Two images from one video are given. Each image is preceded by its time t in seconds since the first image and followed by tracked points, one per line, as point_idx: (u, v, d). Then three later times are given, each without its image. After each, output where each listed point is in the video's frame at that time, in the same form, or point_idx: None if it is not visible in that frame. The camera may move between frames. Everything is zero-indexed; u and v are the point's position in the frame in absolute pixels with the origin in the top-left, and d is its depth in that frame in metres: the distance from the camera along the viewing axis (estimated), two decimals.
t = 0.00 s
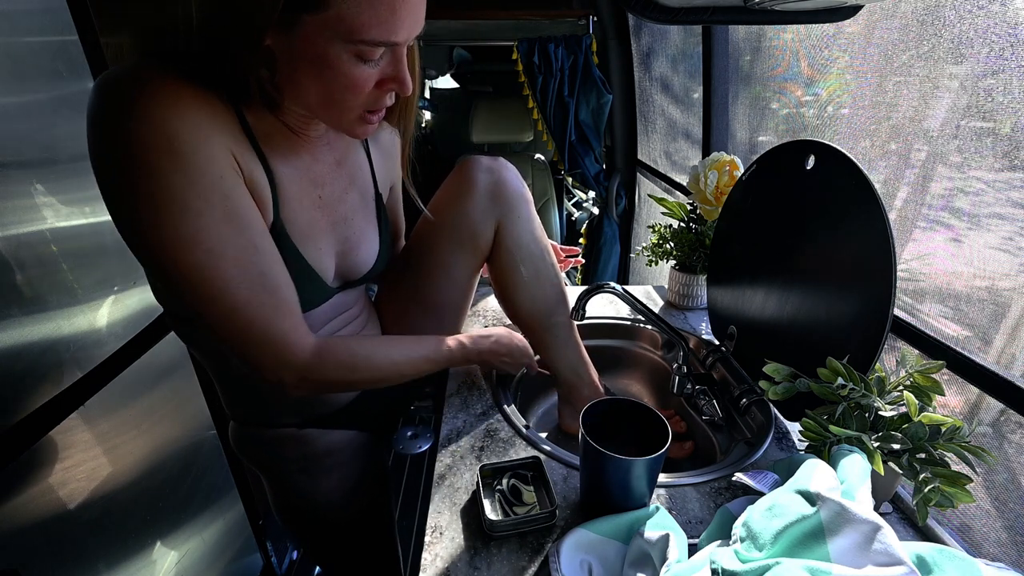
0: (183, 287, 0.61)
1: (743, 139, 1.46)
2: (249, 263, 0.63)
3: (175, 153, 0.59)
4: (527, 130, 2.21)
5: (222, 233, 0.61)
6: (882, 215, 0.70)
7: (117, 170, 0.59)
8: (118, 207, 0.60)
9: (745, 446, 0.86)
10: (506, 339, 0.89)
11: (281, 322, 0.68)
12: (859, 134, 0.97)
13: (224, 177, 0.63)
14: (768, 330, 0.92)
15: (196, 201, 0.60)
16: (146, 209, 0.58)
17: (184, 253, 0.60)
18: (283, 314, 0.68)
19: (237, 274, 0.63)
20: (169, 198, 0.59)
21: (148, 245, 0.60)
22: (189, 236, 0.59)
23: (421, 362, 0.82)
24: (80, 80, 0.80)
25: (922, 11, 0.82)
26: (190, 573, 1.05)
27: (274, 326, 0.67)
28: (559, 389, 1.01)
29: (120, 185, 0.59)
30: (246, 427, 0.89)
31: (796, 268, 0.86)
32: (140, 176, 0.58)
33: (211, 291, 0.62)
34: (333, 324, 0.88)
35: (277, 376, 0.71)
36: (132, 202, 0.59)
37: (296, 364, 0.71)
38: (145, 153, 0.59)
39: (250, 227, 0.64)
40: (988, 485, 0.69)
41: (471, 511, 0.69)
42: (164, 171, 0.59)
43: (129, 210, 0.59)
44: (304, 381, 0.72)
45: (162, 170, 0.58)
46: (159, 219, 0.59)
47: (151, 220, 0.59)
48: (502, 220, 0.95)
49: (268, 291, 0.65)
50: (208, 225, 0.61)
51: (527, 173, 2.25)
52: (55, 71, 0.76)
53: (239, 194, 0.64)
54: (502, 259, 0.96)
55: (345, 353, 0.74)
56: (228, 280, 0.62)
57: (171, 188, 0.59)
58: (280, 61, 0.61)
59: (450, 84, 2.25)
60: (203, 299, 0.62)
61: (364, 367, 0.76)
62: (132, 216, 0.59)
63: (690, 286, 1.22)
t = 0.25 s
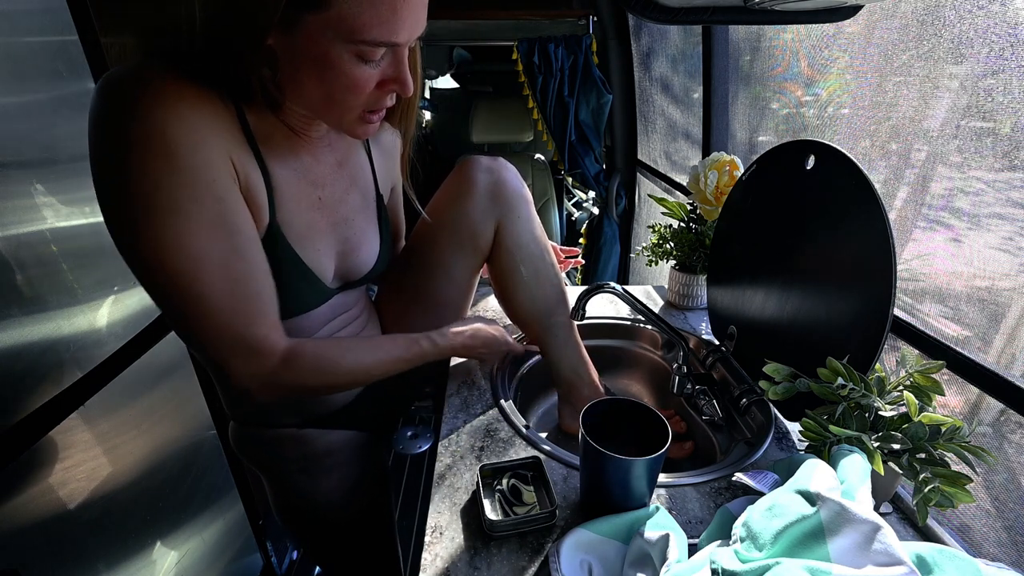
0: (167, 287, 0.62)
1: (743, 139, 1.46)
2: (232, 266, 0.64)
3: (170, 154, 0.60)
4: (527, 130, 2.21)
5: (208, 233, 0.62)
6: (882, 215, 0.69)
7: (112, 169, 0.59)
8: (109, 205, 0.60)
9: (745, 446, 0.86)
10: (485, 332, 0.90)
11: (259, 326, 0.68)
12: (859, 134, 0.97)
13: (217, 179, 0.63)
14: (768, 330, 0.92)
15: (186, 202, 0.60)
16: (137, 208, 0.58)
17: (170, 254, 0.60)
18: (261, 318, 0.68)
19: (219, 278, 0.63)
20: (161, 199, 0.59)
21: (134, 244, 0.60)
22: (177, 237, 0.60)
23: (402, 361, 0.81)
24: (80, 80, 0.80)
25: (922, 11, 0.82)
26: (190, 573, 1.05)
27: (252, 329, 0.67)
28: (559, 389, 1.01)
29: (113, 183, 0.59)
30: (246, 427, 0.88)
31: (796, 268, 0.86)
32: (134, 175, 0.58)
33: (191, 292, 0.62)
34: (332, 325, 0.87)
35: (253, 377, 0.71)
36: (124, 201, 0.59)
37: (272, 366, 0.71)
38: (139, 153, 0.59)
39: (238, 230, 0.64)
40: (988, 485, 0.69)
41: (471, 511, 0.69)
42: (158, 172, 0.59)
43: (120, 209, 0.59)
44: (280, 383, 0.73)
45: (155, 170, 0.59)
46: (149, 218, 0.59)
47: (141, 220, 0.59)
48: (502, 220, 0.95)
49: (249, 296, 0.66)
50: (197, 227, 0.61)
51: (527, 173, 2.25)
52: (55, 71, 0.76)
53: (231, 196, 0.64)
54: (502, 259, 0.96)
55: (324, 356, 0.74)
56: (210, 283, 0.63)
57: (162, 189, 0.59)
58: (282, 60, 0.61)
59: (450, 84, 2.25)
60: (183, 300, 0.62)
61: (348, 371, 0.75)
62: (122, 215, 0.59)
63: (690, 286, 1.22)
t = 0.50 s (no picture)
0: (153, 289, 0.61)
1: (743, 139, 1.46)
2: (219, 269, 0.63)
3: (164, 153, 0.59)
4: (527, 130, 2.20)
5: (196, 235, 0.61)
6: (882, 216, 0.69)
7: (105, 166, 0.59)
8: (100, 203, 0.59)
9: (745, 446, 0.86)
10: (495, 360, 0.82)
11: (250, 329, 0.68)
12: (859, 134, 0.97)
13: (210, 179, 0.63)
14: (768, 330, 0.92)
15: (177, 202, 0.60)
16: (129, 207, 0.58)
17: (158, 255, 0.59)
18: (248, 322, 0.67)
19: (206, 281, 0.62)
20: (153, 198, 0.59)
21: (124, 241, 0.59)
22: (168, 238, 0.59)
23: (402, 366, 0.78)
24: (80, 80, 0.80)
25: (922, 11, 0.82)
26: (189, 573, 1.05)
27: (237, 333, 0.66)
28: (559, 388, 1.01)
29: (105, 180, 0.59)
30: (245, 427, 0.89)
31: (796, 268, 0.86)
32: (127, 174, 0.58)
33: (176, 294, 0.61)
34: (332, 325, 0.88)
35: (241, 382, 0.70)
36: (116, 199, 0.58)
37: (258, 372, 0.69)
38: (131, 151, 0.58)
39: (228, 231, 0.64)
40: (988, 485, 0.69)
41: (471, 511, 0.69)
42: (151, 171, 0.59)
43: (111, 207, 0.59)
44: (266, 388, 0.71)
45: (148, 168, 0.58)
46: (139, 217, 0.58)
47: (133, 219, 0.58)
48: (502, 221, 0.95)
49: (235, 300, 0.65)
50: (186, 228, 0.60)
51: (527, 173, 2.24)
52: (56, 71, 0.76)
53: (223, 198, 0.64)
54: (502, 259, 0.96)
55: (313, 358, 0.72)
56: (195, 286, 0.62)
57: (153, 188, 0.59)
58: (279, 61, 0.61)
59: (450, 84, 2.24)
60: (169, 302, 0.62)
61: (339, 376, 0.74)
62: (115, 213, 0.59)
63: (690, 286, 1.22)
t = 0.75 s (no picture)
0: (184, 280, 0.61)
1: (743, 139, 1.46)
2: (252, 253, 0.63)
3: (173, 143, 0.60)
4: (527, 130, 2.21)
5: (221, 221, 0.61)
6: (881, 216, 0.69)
7: (112, 165, 0.59)
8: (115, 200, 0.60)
9: (745, 446, 0.86)
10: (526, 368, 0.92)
11: (293, 321, 0.68)
12: (859, 134, 0.97)
13: (222, 171, 0.63)
14: (768, 330, 0.92)
15: (195, 193, 0.60)
16: (144, 200, 0.58)
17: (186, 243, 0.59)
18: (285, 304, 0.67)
19: (238, 269, 0.62)
20: (170, 188, 0.59)
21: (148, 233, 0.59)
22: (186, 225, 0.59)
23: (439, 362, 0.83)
24: (80, 80, 0.80)
25: (922, 11, 0.82)
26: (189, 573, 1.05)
27: (277, 323, 0.66)
28: (559, 388, 1.01)
29: (115, 177, 0.59)
30: (245, 427, 0.89)
31: (796, 268, 0.86)
32: (138, 166, 0.58)
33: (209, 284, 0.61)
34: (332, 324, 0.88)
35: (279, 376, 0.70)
36: (128, 195, 0.58)
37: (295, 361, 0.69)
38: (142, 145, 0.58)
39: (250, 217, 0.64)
40: (988, 485, 0.69)
41: (471, 511, 0.69)
42: (163, 161, 0.59)
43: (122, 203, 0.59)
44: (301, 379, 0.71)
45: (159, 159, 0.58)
46: (158, 210, 0.58)
47: (149, 210, 0.58)
48: (501, 221, 0.95)
49: (273, 282, 0.65)
50: (207, 214, 0.60)
51: (527, 173, 2.24)
52: (56, 71, 0.76)
53: (239, 186, 0.64)
54: (502, 260, 0.96)
55: (348, 348, 0.73)
56: (230, 272, 0.62)
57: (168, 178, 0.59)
58: (269, 59, 0.61)
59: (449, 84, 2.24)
60: (201, 292, 0.62)
61: (367, 364, 0.74)
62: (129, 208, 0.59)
63: (690, 286, 1.22)
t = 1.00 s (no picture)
0: (159, 291, 0.61)
1: (743, 139, 1.46)
2: (225, 268, 0.63)
3: (162, 152, 0.59)
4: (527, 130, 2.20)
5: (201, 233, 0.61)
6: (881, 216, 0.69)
7: (106, 169, 0.59)
8: (100, 206, 0.60)
9: (745, 446, 0.86)
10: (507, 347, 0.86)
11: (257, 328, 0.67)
12: (859, 134, 0.97)
13: (209, 178, 0.62)
14: (768, 330, 0.92)
15: (178, 201, 0.60)
16: (129, 209, 0.58)
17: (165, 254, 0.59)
18: (253, 319, 0.66)
19: (210, 280, 0.62)
20: (153, 197, 0.58)
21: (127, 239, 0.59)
22: (168, 236, 0.59)
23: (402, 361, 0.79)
24: (80, 80, 0.80)
25: (922, 11, 0.82)
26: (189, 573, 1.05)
27: (240, 330, 0.66)
28: (558, 389, 1.01)
29: (104, 182, 0.59)
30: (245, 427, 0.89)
31: (796, 268, 0.86)
32: (126, 175, 0.58)
33: (182, 296, 0.61)
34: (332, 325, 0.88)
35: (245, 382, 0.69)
36: (115, 202, 0.58)
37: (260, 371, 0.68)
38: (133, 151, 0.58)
39: (231, 230, 0.64)
40: (988, 485, 0.69)
41: (471, 512, 0.69)
42: (151, 169, 0.59)
43: (112, 208, 0.59)
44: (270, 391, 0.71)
45: (146, 168, 0.58)
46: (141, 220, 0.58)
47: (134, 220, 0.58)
48: (502, 221, 0.95)
49: (243, 298, 0.65)
50: (188, 226, 0.60)
51: (527, 173, 2.24)
52: (56, 71, 0.76)
53: (225, 197, 0.64)
54: (502, 260, 0.96)
55: (316, 356, 0.71)
56: (202, 286, 0.62)
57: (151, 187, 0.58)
58: (278, 60, 0.61)
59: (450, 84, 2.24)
60: (172, 300, 0.61)
61: (332, 372, 0.72)
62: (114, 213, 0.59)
63: (690, 286, 1.22)
